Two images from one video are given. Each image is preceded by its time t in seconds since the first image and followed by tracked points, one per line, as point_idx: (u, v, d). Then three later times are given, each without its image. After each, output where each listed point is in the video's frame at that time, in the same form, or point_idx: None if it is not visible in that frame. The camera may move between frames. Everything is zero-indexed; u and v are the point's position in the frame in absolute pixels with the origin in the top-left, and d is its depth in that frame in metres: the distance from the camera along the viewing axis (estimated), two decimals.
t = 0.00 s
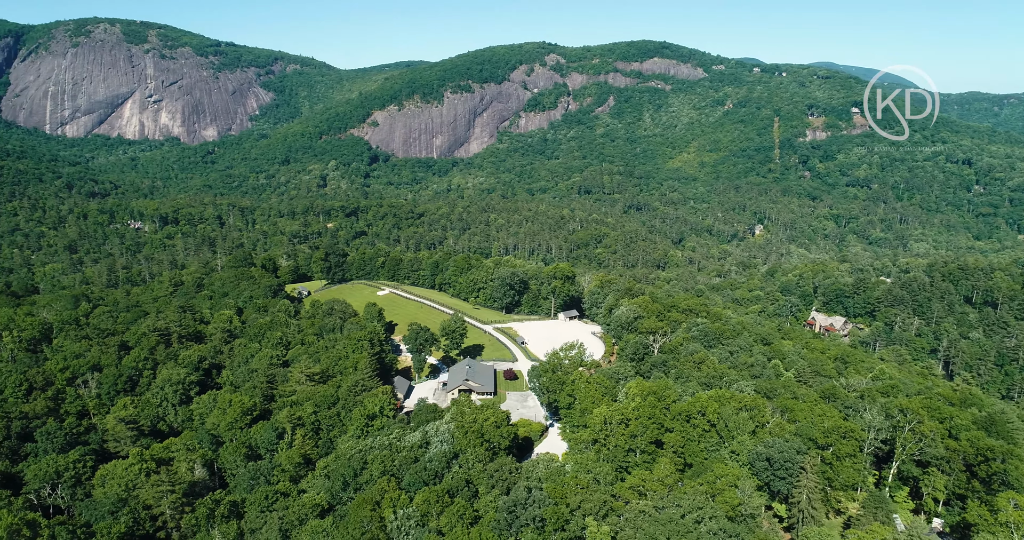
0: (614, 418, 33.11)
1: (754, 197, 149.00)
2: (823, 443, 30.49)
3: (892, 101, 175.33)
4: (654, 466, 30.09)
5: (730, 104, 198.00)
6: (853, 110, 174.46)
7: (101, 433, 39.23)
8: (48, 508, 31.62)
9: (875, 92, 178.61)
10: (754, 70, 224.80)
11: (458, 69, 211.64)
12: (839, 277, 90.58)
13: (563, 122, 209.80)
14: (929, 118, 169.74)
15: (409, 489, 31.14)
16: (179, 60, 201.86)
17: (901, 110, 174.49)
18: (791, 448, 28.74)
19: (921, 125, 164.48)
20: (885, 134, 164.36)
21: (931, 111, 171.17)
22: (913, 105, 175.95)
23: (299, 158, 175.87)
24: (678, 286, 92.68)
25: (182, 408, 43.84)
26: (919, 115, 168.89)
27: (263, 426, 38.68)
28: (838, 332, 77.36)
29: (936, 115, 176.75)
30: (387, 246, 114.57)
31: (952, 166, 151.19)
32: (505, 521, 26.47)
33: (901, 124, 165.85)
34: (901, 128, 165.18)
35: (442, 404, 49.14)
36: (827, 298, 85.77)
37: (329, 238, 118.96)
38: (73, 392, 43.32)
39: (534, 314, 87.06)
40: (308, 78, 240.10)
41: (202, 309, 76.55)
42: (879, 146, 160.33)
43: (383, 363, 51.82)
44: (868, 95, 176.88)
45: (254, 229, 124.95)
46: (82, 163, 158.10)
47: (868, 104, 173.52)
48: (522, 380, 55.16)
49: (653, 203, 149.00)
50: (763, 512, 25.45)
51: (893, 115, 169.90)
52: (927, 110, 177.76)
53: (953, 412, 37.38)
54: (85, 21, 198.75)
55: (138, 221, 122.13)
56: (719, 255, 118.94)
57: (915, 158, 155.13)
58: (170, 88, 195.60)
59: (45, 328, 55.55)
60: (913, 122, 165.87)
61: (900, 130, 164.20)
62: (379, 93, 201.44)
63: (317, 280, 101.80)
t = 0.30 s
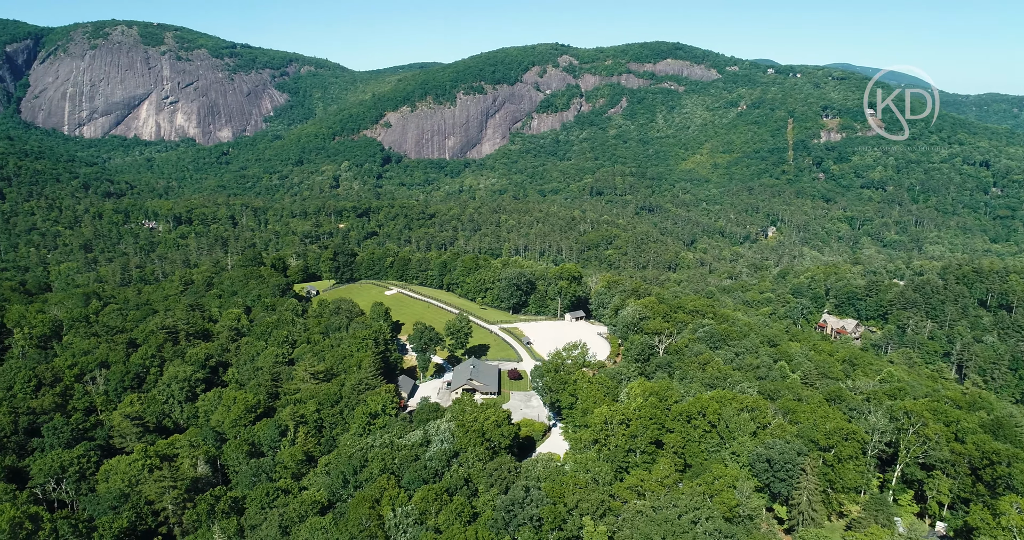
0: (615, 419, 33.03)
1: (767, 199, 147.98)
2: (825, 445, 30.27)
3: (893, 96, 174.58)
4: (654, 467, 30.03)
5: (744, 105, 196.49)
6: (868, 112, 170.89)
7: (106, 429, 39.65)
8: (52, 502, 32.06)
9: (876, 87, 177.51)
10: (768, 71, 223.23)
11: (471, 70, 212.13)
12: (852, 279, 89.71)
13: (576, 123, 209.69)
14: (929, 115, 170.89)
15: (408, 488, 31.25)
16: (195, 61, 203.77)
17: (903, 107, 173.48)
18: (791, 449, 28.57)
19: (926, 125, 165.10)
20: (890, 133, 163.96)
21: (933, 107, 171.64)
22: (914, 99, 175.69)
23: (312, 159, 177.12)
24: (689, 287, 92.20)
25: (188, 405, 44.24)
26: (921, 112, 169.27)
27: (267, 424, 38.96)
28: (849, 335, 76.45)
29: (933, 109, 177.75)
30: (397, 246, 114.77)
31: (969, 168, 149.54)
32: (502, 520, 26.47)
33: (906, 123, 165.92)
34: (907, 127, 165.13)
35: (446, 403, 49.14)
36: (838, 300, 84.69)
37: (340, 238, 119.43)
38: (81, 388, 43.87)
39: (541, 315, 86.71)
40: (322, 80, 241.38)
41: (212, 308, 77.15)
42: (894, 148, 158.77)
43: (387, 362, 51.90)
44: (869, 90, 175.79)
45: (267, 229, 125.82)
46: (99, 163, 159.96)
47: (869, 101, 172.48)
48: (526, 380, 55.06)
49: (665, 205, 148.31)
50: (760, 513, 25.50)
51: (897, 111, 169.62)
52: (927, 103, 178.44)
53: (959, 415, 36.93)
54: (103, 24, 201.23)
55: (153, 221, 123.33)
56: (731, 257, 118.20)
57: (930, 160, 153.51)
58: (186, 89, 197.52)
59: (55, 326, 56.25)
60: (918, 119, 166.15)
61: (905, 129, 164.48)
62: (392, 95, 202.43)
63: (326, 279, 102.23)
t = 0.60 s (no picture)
0: (615, 418, 32.96)
1: (778, 201, 147.14)
2: (826, 446, 30.07)
3: (891, 96, 176.14)
4: (654, 465, 30.03)
5: (755, 106, 195.21)
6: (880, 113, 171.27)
7: (110, 425, 40.00)
8: (55, 497, 32.51)
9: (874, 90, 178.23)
10: (780, 72, 221.81)
11: (481, 72, 212.46)
12: (863, 282, 89.11)
13: (586, 124, 209.59)
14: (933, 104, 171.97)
15: (407, 486, 31.36)
16: (208, 62, 205.49)
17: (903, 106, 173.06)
18: (792, 452, 28.40)
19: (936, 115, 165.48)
20: (903, 132, 163.46)
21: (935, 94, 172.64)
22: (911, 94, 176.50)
23: (323, 160, 178.14)
24: (698, 288, 91.80)
25: (192, 402, 44.43)
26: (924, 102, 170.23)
27: (269, 422, 39.11)
28: (859, 338, 75.79)
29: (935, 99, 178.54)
30: (406, 246, 114.95)
31: (983, 170, 148.17)
32: (500, 520, 26.50)
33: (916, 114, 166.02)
34: (917, 126, 164.47)
35: (449, 402, 49.33)
36: (847, 302, 83.98)
37: (349, 238, 119.81)
38: (87, 385, 44.28)
39: (547, 316, 86.49)
40: (334, 81, 242.02)
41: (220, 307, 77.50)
42: (907, 149, 157.65)
43: (390, 360, 52.03)
44: (865, 98, 177.26)
45: (277, 229, 126.54)
46: (112, 163, 161.44)
47: (869, 106, 173.32)
48: (529, 380, 55.05)
49: (675, 206, 147.75)
50: (759, 514, 25.45)
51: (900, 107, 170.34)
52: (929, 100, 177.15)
53: (965, 418, 36.59)
54: (118, 25, 203.38)
55: (164, 220, 124.27)
56: (740, 258, 117.51)
57: (943, 162, 152.25)
58: (198, 90, 199.07)
59: (63, 323, 56.78)
60: (925, 108, 166.92)
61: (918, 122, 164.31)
62: (403, 96, 203.15)
63: (333, 279, 102.58)
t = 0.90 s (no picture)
0: (616, 418, 32.86)
1: (787, 202, 146.32)
2: (827, 448, 29.90)
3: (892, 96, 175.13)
4: (653, 465, 29.99)
5: (765, 108, 194.22)
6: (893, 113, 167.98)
7: (114, 423, 40.44)
8: (59, 493, 32.90)
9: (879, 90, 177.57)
10: (791, 73, 220.36)
11: (490, 73, 212.62)
12: (872, 284, 88.47)
13: (595, 126, 209.18)
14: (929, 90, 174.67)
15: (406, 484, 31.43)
16: (219, 64, 206.99)
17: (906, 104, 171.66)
18: (791, 453, 28.26)
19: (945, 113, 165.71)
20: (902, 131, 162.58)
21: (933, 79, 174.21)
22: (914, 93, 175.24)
23: (332, 160, 178.84)
24: (705, 290, 91.41)
25: (196, 399, 44.73)
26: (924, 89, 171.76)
27: (271, 420, 39.30)
28: (867, 339, 75.30)
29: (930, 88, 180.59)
30: (413, 247, 115.01)
31: (996, 172, 146.87)
32: (498, 519, 26.48)
33: (921, 106, 165.95)
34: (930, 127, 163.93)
35: (451, 401, 49.54)
36: (856, 304, 83.49)
37: (357, 239, 120.07)
38: (93, 383, 44.73)
39: (552, 317, 86.39)
40: (344, 82, 242.41)
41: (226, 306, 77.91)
42: (918, 151, 156.45)
43: (393, 359, 52.12)
44: (865, 100, 176.21)
45: (286, 229, 127.01)
46: (124, 164, 162.61)
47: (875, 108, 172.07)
48: (532, 379, 55.05)
49: (684, 207, 147.23)
50: (756, 514, 25.40)
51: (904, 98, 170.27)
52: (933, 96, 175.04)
53: (969, 419, 36.25)
54: (130, 27, 205.46)
55: (174, 220, 125.08)
56: (749, 260, 116.88)
57: (955, 164, 151.30)
58: (210, 91, 200.43)
59: (71, 321, 57.28)
60: (925, 105, 165.37)
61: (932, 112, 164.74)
62: (412, 97, 203.65)
63: (339, 278, 102.85)
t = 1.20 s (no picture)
0: (616, 418, 32.77)
1: (796, 203, 145.62)
2: (827, 449, 29.76)
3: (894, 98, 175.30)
4: (653, 465, 29.95)
5: (775, 109, 193.31)
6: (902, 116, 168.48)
7: (118, 420, 40.79)
8: (62, 489, 33.21)
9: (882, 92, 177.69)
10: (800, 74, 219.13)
11: (498, 73, 212.77)
12: (881, 286, 88.03)
13: (603, 126, 208.82)
14: (921, 88, 178.44)
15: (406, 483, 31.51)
16: (228, 65, 208.22)
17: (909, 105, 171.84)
18: (791, 454, 28.17)
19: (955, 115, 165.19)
20: (901, 133, 163.92)
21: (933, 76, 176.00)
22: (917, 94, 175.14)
23: (341, 161, 179.49)
24: (712, 291, 90.99)
25: (199, 398, 44.99)
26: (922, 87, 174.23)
27: (273, 418, 39.48)
28: (874, 341, 74.92)
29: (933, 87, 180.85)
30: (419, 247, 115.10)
31: (1007, 173, 145.88)
32: (496, 518, 26.50)
33: (921, 107, 166.78)
34: (940, 129, 163.18)
35: (453, 401, 49.76)
36: (864, 306, 83.13)
37: (364, 239, 120.33)
38: (98, 380, 45.10)
39: (557, 317, 86.35)
40: (352, 82, 243.08)
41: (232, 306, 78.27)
42: (929, 152, 155.40)
43: (396, 359, 52.33)
44: (867, 102, 175.99)
45: (294, 229, 127.51)
46: (134, 164, 163.60)
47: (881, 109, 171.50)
48: (535, 379, 55.08)
49: (692, 209, 146.76)
50: (755, 515, 25.39)
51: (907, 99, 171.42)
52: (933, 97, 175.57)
53: (973, 421, 36.03)
54: (141, 28, 207.01)
55: (183, 220, 125.75)
56: (757, 261, 116.38)
57: (966, 165, 150.46)
58: (219, 92, 201.52)
59: (77, 319, 57.71)
60: (924, 106, 166.20)
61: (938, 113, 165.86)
62: (420, 98, 203.99)
63: (345, 278, 103.08)
